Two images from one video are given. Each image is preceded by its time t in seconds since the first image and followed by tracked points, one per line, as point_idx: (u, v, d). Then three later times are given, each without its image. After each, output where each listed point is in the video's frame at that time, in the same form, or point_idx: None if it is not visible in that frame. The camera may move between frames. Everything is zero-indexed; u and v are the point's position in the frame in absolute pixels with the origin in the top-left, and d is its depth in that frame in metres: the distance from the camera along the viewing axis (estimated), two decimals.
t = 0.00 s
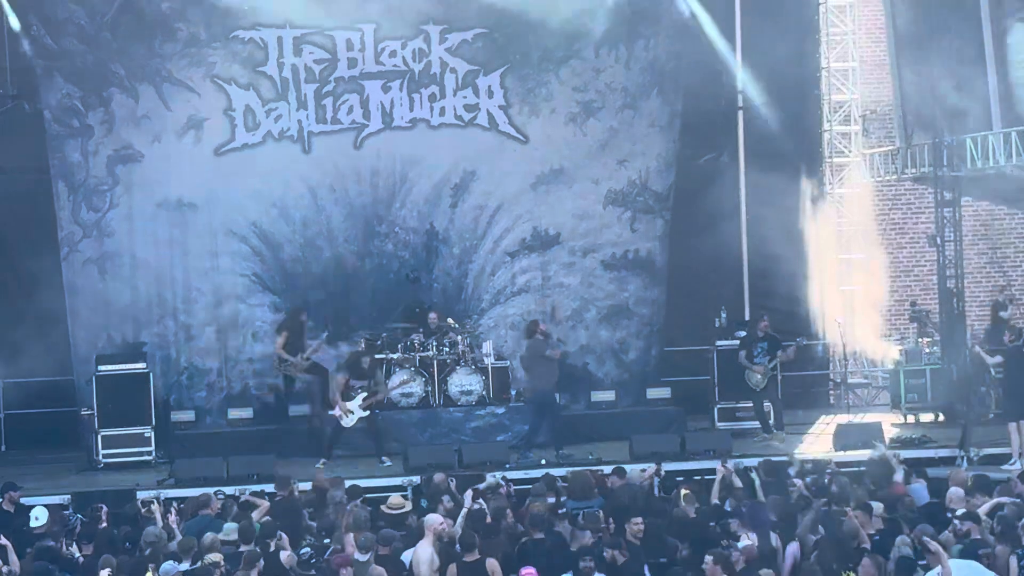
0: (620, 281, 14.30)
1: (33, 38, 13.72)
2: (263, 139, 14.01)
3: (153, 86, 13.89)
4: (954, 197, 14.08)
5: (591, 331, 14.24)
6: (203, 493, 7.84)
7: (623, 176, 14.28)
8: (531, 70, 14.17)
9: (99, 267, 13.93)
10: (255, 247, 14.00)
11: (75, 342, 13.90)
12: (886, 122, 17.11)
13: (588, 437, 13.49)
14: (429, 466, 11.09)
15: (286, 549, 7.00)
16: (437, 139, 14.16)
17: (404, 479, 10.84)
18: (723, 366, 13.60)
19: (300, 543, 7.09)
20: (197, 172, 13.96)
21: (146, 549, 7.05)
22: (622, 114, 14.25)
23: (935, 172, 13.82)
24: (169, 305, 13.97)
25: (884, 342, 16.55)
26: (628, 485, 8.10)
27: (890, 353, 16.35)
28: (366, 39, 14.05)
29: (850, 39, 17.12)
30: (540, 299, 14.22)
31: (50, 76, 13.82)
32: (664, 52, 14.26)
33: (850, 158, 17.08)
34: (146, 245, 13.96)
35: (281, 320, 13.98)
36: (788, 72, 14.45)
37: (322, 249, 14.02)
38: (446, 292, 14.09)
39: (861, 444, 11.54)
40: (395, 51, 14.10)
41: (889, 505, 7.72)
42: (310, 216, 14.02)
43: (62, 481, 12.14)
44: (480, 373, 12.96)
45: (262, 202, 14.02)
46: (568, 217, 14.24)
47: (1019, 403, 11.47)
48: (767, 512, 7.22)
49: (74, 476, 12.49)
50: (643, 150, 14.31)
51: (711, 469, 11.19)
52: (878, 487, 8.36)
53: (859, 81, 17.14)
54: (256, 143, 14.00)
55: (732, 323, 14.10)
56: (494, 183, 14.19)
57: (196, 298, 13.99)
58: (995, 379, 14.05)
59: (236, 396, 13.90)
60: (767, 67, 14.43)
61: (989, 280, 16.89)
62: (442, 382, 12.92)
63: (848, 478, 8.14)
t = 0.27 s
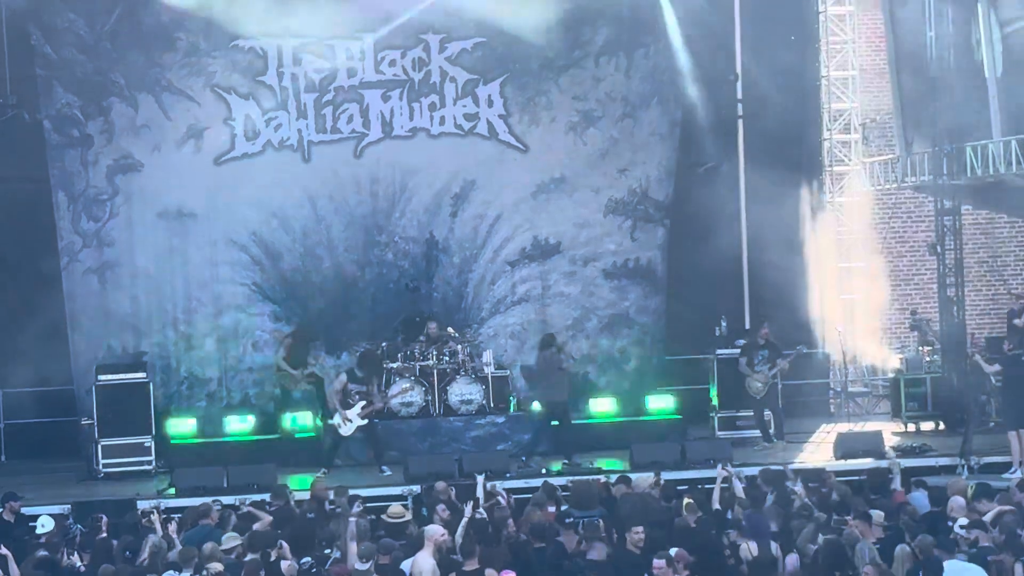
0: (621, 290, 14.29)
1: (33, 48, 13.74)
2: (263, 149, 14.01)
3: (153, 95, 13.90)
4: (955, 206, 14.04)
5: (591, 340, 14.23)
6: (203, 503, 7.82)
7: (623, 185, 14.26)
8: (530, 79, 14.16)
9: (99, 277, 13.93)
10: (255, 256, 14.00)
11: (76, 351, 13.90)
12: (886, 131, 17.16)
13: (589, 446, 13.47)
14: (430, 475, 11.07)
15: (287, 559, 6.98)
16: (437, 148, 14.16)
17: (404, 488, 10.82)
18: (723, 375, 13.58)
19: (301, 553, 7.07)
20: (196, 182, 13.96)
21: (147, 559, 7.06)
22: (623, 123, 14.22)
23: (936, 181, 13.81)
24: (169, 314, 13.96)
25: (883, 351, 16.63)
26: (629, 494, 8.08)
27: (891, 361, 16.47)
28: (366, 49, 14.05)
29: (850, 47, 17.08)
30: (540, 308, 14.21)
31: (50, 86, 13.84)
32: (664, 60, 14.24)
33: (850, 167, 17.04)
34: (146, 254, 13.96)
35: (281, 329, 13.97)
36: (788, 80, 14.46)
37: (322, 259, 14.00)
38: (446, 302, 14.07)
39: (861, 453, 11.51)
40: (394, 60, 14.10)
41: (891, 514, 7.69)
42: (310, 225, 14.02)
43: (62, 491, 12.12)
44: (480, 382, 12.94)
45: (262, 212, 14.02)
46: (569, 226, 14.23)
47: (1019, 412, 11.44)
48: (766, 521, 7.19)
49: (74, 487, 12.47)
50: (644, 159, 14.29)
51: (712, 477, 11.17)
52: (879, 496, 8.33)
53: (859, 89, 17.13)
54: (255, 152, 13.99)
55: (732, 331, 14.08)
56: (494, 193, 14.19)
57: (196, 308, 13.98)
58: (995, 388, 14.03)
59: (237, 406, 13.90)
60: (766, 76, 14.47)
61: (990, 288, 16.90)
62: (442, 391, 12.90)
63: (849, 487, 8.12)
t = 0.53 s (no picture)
0: (623, 301, 14.28)
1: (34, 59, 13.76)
2: (263, 159, 14.01)
3: (153, 106, 13.91)
4: (956, 216, 14.04)
5: (593, 351, 14.23)
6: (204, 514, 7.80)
7: (624, 195, 14.24)
8: (531, 89, 14.18)
9: (100, 287, 13.94)
10: (256, 267, 13.99)
11: (76, 362, 13.89)
12: (886, 141, 17.17)
13: (589, 456, 13.45)
14: (430, 486, 11.04)
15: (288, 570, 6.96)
16: (438, 158, 14.17)
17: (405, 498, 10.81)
18: (724, 385, 13.57)
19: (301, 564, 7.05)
20: (197, 192, 13.97)
21: (146, 569, 7.07)
22: (623, 133, 14.22)
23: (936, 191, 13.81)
24: (170, 325, 13.96)
25: (883, 360, 16.71)
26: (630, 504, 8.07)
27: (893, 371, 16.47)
28: (366, 59, 14.06)
29: (851, 57, 17.07)
30: (541, 319, 14.20)
31: (50, 97, 13.85)
32: (664, 70, 14.25)
33: (852, 176, 16.89)
34: (147, 264, 13.96)
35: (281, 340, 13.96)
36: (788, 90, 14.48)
37: (323, 269, 14.01)
38: (447, 312, 14.06)
39: (862, 463, 11.49)
40: (395, 71, 14.11)
41: (891, 524, 7.68)
42: (311, 236, 14.02)
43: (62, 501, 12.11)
44: (481, 392, 12.93)
45: (262, 222, 14.02)
46: (569, 236, 14.23)
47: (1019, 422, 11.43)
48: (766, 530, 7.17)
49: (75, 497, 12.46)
50: (645, 169, 14.28)
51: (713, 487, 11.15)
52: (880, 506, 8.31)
53: (859, 100, 17.13)
54: (256, 163, 14.00)
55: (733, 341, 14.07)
56: (494, 203, 14.19)
57: (197, 318, 13.98)
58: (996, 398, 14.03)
59: (238, 416, 13.89)
60: (766, 86, 14.49)
61: (990, 298, 16.89)
62: (443, 402, 12.89)
63: (850, 497, 8.10)
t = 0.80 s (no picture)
0: (622, 308, 14.28)
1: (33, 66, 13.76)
2: (262, 167, 14.02)
3: (153, 113, 13.92)
4: (955, 224, 14.03)
5: (592, 358, 14.23)
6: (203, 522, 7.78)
7: (624, 203, 14.23)
8: (530, 97, 14.19)
9: (99, 295, 13.93)
10: (255, 275, 13.99)
11: (75, 369, 13.88)
12: (884, 149, 17.20)
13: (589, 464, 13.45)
14: (429, 493, 11.03)
15: None
16: (437, 166, 14.18)
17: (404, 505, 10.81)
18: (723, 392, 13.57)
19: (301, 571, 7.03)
20: (196, 200, 13.97)
21: None
22: (622, 140, 14.22)
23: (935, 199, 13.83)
24: (169, 332, 13.95)
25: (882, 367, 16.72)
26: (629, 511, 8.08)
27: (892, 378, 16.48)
28: (365, 67, 14.08)
29: (850, 65, 17.10)
30: (540, 326, 14.21)
31: (50, 105, 13.85)
32: (663, 78, 14.26)
33: (852, 184, 16.80)
34: (146, 272, 13.96)
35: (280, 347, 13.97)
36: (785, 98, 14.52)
37: (321, 276, 14.01)
38: (446, 320, 14.06)
39: (861, 470, 11.48)
40: (394, 79, 14.13)
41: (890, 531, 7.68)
42: (310, 243, 14.03)
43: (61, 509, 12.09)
44: (480, 400, 12.92)
45: (261, 229, 14.02)
46: (569, 243, 14.23)
47: (1017, 429, 11.42)
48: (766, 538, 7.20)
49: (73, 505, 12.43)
50: (645, 176, 14.27)
51: (712, 495, 11.16)
52: (879, 514, 8.31)
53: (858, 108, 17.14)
54: (255, 170, 14.01)
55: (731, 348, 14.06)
56: (494, 210, 14.20)
57: (196, 325, 13.98)
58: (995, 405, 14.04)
59: (238, 423, 13.89)
60: (764, 93, 14.48)
61: (989, 306, 16.88)
62: (442, 409, 12.89)
63: (849, 504, 8.10)
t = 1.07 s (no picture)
0: (620, 311, 14.28)
1: (32, 69, 13.76)
2: (261, 170, 14.02)
3: (151, 116, 13.91)
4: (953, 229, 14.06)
5: (590, 362, 14.23)
6: (201, 524, 7.78)
7: (622, 207, 14.24)
8: (528, 101, 14.19)
9: (97, 298, 13.92)
10: (253, 278, 13.99)
11: (73, 372, 13.87)
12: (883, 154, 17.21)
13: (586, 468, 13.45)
14: (427, 497, 11.02)
15: None
16: (436, 169, 14.18)
17: (402, 509, 10.80)
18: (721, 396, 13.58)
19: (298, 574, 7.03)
20: (195, 204, 13.97)
21: None
22: (621, 144, 14.23)
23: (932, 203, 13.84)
24: (167, 335, 13.95)
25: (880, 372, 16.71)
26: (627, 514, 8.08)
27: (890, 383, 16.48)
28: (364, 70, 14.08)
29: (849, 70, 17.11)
30: (538, 330, 14.21)
31: (48, 108, 13.84)
32: (661, 81, 14.27)
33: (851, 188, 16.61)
34: (144, 275, 13.96)
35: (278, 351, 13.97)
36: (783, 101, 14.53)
37: (319, 279, 14.01)
38: (444, 323, 14.05)
39: (858, 475, 11.48)
40: (392, 82, 14.14)
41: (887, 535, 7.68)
42: (308, 247, 14.03)
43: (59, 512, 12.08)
44: (477, 404, 12.92)
45: (259, 233, 14.02)
46: (567, 247, 14.24)
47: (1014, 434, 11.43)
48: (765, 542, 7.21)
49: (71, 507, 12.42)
50: (643, 179, 14.28)
51: (710, 499, 11.17)
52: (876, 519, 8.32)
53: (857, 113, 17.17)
54: (254, 173, 14.01)
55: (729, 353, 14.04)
56: (492, 214, 14.20)
57: (194, 328, 13.98)
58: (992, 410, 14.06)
59: (235, 426, 13.89)
60: (762, 98, 14.49)
61: (987, 310, 16.89)
62: (439, 413, 12.87)
63: (847, 509, 8.09)
